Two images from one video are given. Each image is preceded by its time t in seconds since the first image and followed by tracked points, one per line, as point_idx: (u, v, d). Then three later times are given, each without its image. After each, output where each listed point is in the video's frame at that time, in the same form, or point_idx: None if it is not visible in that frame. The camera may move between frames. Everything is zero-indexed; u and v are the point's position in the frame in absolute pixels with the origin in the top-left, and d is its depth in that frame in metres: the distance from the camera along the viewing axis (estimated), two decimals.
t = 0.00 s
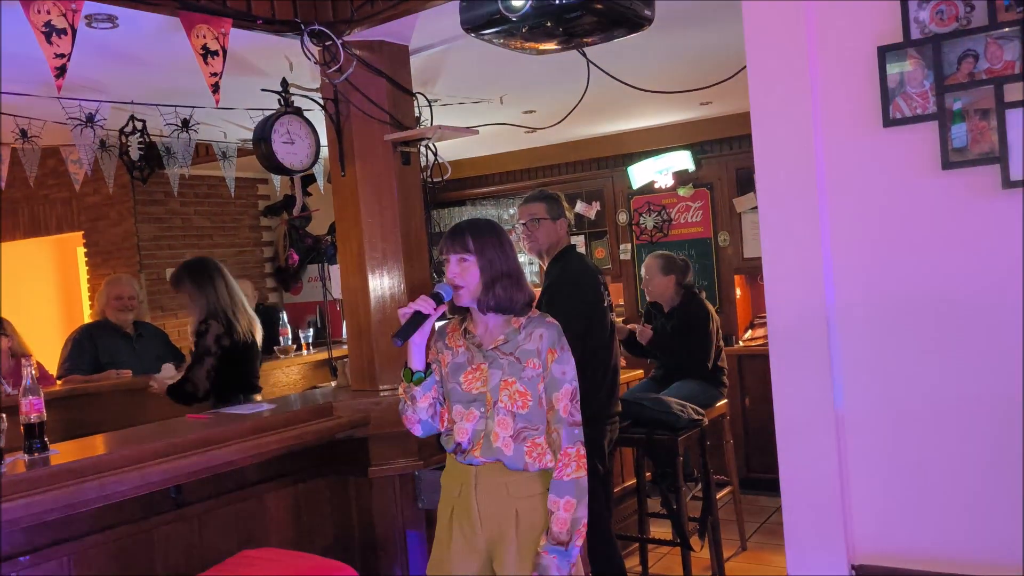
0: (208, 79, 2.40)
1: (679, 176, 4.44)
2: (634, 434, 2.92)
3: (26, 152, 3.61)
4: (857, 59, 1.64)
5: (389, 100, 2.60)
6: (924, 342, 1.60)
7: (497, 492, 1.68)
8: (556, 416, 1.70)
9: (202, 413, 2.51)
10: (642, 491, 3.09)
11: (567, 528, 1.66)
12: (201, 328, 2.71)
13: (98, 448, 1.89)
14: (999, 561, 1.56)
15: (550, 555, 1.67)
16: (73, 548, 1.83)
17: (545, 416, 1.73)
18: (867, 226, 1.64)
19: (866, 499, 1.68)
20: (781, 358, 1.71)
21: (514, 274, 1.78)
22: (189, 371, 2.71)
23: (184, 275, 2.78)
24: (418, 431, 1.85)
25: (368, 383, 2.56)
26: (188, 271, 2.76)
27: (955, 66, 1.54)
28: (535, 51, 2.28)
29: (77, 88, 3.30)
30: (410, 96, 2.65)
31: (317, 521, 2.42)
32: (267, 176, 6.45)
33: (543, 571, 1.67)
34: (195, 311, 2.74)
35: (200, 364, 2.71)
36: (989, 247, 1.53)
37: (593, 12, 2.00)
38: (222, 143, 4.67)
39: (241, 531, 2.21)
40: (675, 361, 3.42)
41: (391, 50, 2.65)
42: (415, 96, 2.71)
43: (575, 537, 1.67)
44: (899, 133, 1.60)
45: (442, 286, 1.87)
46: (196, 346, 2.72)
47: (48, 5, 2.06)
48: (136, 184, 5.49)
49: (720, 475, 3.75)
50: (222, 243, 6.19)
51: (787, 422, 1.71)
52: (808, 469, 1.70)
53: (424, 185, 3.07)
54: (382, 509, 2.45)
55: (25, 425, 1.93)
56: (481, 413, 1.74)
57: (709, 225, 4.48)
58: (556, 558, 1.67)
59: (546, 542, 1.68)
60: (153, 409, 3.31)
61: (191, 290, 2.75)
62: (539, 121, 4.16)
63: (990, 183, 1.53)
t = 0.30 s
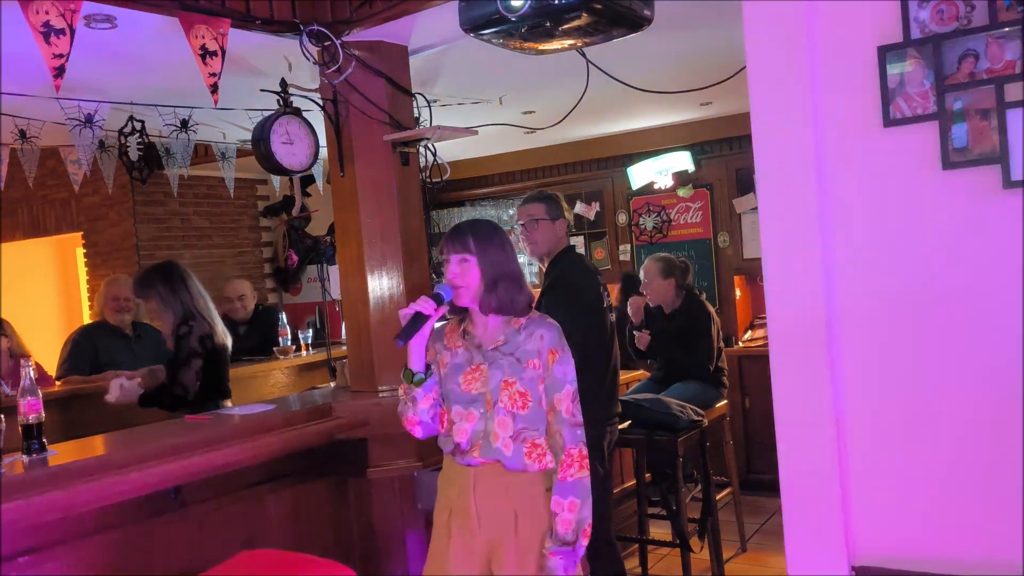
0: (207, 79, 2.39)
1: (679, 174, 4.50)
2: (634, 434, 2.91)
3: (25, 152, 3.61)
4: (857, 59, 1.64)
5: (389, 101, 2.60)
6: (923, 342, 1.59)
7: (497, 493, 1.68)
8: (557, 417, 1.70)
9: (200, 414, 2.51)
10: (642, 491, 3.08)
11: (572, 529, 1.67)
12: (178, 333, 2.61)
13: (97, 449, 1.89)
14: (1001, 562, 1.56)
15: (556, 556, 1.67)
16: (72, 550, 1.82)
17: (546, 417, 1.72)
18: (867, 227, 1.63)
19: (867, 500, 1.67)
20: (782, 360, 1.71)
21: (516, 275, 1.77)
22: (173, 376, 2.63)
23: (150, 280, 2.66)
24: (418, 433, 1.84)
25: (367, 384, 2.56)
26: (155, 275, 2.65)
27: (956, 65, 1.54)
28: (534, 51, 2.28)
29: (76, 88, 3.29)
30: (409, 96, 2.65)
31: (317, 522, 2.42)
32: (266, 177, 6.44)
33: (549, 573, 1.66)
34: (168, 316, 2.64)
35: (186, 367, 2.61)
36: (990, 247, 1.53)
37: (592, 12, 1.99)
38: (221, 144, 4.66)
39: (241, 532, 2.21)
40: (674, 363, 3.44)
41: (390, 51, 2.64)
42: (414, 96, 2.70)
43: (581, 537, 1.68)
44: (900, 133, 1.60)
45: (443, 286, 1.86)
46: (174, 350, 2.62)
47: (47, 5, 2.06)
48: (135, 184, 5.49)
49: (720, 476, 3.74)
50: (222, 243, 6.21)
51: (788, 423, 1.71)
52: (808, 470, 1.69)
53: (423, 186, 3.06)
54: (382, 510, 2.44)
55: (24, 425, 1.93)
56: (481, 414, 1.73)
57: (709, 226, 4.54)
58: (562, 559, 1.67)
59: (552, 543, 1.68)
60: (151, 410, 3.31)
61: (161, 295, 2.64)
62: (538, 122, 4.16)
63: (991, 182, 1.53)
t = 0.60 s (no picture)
0: (201, 79, 2.39)
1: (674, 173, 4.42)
2: (629, 433, 2.91)
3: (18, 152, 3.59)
4: (852, 57, 1.64)
5: (384, 100, 2.59)
6: (918, 341, 1.60)
7: (488, 493, 1.67)
8: (547, 419, 1.69)
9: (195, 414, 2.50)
10: (636, 490, 3.09)
11: (555, 533, 1.66)
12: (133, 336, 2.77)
13: (91, 450, 1.88)
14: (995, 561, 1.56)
15: (538, 559, 1.66)
16: (67, 551, 1.81)
17: (536, 419, 1.72)
18: (861, 226, 1.64)
19: (862, 499, 1.67)
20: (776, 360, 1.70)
21: (509, 276, 1.78)
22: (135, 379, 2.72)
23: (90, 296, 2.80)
24: (415, 433, 1.84)
25: (361, 384, 2.56)
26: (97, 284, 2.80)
27: (950, 64, 1.54)
28: (528, 50, 2.27)
29: (68, 88, 3.28)
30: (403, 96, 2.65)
31: (312, 522, 2.41)
32: (260, 177, 6.44)
33: None
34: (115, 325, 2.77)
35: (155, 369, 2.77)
36: (984, 247, 1.53)
37: (586, 11, 1.99)
38: (215, 144, 4.64)
39: (236, 532, 2.20)
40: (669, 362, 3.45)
41: (384, 50, 2.64)
42: (408, 95, 2.69)
43: (563, 543, 1.67)
44: (894, 133, 1.60)
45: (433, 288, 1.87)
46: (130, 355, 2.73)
47: (39, 5, 2.05)
48: (129, 184, 5.48)
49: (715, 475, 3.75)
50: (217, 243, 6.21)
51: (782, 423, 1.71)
52: (803, 470, 1.69)
53: (418, 185, 3.05)
54: (377, 511, 2.43)
55: (18, 426, 1.92)
56: (473, 415, 1.74)
57: (703, 225, 4.45)
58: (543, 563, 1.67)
59: (534, 546, 1.67)
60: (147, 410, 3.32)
61: (108, 303, 2.79)
62: (533, 121, 4.15)
63: (984, 181, 1.53)
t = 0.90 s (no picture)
0: (195, 76, 2.38)
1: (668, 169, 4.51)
2: (625, 429, 2.92)
3: (11, 150, 3.58)
4: (847, 53, 1.64)
5: (378, 97, 2.58)
6: (913, 335, 1.60)
7: (488, 490, 1.67)
8: (546, 413, 1.69)
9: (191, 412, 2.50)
10: (632, 486, 3.09)
11: (557, 525, 1.66)
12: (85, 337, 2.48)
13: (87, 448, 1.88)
14: (992, 555, 1.56)
15: (541, 552, 1.66)
16: (63, 549, 1.81)
17: (536, 413, 1.72)
18: (857, 222, 1.64)
19: (859, 494, 1.68)
20: (772, 357, 1.70)
21: (504, 271, 1.77)
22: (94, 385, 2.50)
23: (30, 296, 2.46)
24: (412, 431, 1.84)
25: (358, 381, 2.55)
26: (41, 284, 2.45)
27: (944, 60, 1.54)
28: (523, 46, 2.27)
29: (61, 85, 3.26)
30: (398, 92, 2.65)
31: (308, 519, 2.41)
32: (255, 174, 6.43)
33: (534, 569, 1.66)
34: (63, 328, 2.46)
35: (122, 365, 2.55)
36: (980, 240, 1.54)
37: (581, 7, 1.99)
38: (209, 141, 4.64)
39: (232, 530, 2.20)
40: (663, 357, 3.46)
41: (379, 46, 2.63)
42: (403, 92, 2.69)
43: (566, 534, 1.67)
44: (889, 128, 1.60)
45: (431, 285, 1.86)
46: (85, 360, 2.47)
47: (32, 1, 2.05)
48: (123, 181, 5.45)
49: (712, 470, 3.76)
50: (212, 240, 6.20)
51: (780, 420, 1.71)
52: (799, 466, 1.69)
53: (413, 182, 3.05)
54: (374, 508, 2.43)
55: (12, 425, 1.92)
56: (471, 411, 1.74)
57: (698, 221, 4.51)
58: (547, 555, 1.66)
59: (536, 539, 1.68)
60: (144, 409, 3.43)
61: (54, 304, 2.46)
62: (527, 117, 4.13)
63: (980, 176, 1.53)
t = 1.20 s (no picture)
0: (194, 71, 2.38)
1: (667, 165, 4.52)
2: (623, 425, 2.92)
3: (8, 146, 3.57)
4: (846, 47, 1.64)
5: (377, 92, 2.58)
6: (911, 329, 1.60)
7: (485, 485, 1.68)
8: (545, 405, 1.71)
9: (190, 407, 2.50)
10: (631, 481, 3.10)
11: (562, 517, 1.70)
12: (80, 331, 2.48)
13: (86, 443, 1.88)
14: (989, 547, 1.57)
15: (546, 543, 1.70)
16: (62, 544, 1.81)
17: (534, 406, 1.73)
18: (856, 216, 1.64)
19: (856, 488, 1.68)
20: (771, 351, 1.70)
21: (499, 266, 1.77)
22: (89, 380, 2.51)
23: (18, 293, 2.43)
24: (409, 427, 1.81)
25: (356, 376, 2.55)
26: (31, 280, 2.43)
27: (943, 54, 1.54)
28: (522, 41, 2.27)
29: (60, 81, 3.25)
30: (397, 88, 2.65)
31: (307, 515, 2.41)
32: (253, 169, 6.43)
33: (539, 559, 1.69)
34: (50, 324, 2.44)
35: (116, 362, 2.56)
36: (978, 234, 1.54)
37: (581, 2, 1.99)
38: (207, 137, 4.63)
39: (231, 525, 2.20)
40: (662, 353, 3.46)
41: (377, 42, 2.62)
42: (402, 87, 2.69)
43: (571, 525, 1.71)
44: (888, 123, 1.60)
45: (428, 278, 1.82)
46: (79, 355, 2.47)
47: None
48: (121, 177, 5.44)
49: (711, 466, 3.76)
50: (210, 236, 6.21)
51: (779, 414, 1.71)
52: (798, 460, 1.70)
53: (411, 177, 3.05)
54: (372, 503, 2.43)
55: (11, 420, 1.91)
56: (469, 405, 1.73)
57: (697, 217, 4.52)
58: (552, 547, 1.71)
59: (542, 531, 1.71)
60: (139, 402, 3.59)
61: (43, 301, 2.43)
62: (526, 112, 4.12)
63: (979, 170, 1.53)
